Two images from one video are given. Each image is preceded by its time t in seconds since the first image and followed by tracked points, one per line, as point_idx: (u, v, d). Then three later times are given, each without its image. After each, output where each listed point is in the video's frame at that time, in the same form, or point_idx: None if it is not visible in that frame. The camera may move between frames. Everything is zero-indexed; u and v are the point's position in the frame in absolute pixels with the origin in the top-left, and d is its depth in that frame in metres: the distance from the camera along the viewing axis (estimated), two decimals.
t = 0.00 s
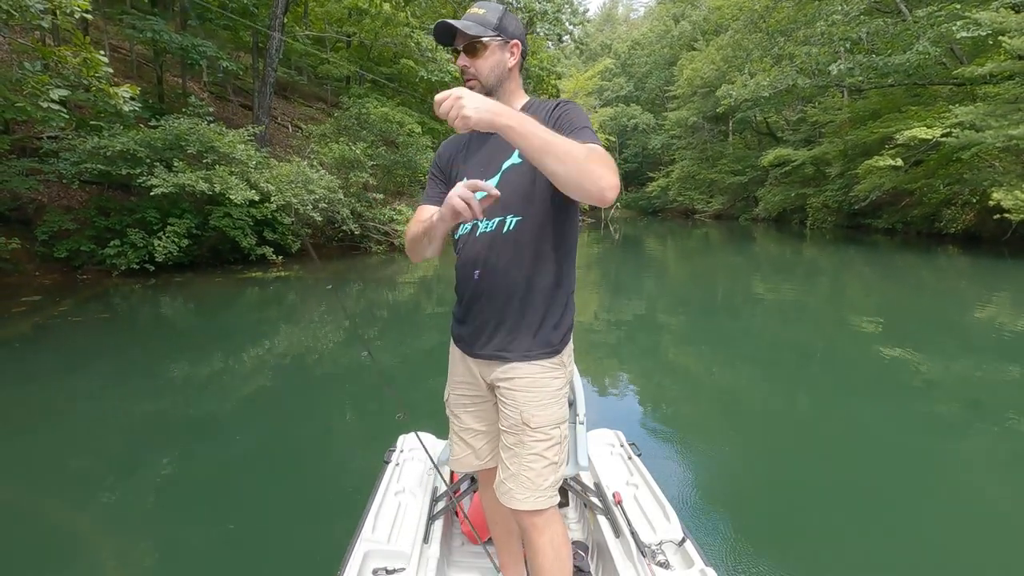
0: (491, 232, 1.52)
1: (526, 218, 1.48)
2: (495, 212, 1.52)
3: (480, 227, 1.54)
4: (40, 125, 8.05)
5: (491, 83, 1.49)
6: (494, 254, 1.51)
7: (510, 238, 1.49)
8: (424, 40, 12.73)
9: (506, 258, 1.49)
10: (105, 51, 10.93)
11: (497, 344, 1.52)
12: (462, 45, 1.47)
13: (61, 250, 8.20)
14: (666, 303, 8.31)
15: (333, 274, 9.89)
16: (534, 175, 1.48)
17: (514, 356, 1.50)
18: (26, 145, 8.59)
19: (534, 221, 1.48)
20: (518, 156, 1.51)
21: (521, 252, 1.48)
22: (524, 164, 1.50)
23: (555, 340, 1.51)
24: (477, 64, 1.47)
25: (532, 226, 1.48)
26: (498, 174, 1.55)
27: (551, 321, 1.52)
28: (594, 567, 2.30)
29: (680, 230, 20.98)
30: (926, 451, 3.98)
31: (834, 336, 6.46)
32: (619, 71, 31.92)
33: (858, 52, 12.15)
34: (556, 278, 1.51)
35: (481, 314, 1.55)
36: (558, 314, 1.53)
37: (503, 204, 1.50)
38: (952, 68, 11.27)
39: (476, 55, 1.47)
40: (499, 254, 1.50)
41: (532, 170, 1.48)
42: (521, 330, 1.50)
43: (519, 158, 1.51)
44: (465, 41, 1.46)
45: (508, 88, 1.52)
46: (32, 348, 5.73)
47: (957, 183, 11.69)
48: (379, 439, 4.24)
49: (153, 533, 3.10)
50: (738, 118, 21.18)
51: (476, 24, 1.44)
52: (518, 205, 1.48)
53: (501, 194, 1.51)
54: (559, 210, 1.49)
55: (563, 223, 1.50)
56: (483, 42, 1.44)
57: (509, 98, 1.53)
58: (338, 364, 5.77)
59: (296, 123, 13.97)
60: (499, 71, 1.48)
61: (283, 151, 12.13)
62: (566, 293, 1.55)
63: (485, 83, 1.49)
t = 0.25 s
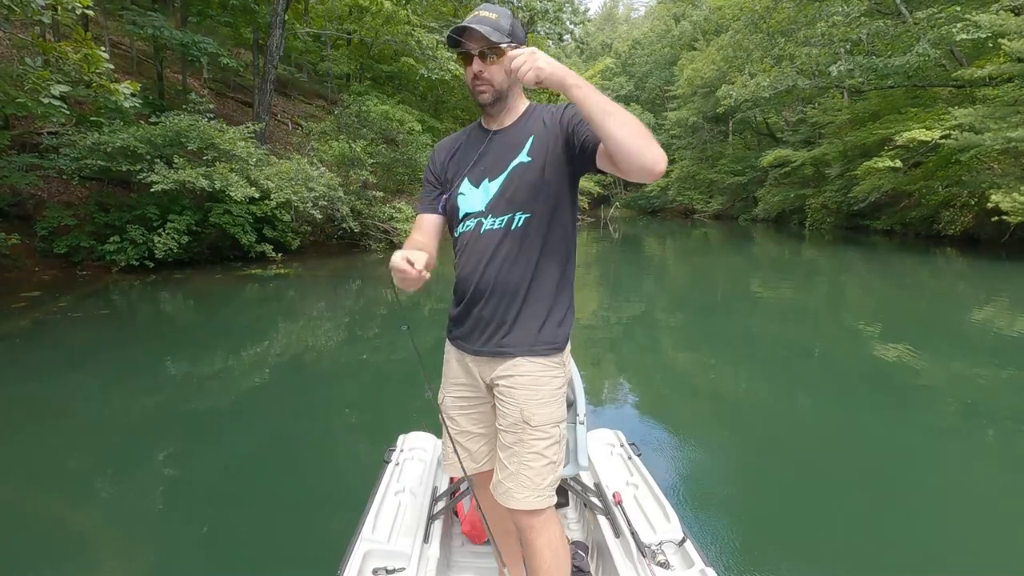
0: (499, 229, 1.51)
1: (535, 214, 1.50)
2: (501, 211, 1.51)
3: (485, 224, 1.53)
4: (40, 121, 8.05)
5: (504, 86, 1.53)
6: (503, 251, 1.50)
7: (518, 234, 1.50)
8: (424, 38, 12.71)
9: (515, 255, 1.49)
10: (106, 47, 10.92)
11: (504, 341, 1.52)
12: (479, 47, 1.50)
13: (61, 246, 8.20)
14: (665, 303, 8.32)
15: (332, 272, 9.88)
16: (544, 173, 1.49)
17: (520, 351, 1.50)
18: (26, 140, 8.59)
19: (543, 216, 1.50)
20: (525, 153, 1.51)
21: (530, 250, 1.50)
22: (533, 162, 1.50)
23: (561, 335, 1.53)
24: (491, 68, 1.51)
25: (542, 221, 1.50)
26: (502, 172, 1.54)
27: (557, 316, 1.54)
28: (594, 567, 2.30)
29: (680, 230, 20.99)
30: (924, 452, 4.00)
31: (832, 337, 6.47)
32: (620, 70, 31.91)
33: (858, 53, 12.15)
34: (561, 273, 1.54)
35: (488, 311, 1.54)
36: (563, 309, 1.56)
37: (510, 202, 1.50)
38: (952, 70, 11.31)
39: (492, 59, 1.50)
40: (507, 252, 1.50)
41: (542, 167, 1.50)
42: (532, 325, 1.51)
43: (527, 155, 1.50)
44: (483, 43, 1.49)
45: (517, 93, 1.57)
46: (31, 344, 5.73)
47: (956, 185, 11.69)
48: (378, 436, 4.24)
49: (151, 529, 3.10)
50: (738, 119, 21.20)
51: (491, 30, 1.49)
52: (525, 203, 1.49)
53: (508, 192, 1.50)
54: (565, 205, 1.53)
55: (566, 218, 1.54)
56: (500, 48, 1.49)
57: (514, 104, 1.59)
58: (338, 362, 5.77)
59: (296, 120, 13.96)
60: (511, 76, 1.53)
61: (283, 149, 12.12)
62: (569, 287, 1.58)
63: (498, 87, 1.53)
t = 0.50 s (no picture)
0: (500, 229, 1.52)
1: (536, 212, 1.52)
2: (503, 211, 1.52)
3: (487, 225, 1.53)
4: (40, 118, 8.04)
5: (503, 86, 1.53)
6: (507, 251, 1.51)
7: (519, 234, 1.51)
8: (424, 36, 12.70)
9: (521, 254, 1.51)
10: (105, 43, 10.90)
11: (505, 340, 1.53)
12: (480, 46, 1.49)
13: (60, 243, 8.19)
14: (664, 302, 8.33)
15: (331, 269, 9.88)
16: (548, 172, 1.53)
17: (518, 349, 1.51)
18: (26, 137, 8.58)
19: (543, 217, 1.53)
20: (527, 153, 1.52)
21: (534, 248, 1.52)
22: (535, 162, 1.52)
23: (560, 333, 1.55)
24: (491, 67, 1.51)
25: (543, 220, 1.53)
26: (504, 172, 1.53)
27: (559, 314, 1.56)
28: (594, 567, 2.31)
29: (679, 229, 20.99)
30: (922, 452, 4.01)
31: (830, 337, 6.47)
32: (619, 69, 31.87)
33: (858, 53, 12.15)
34: (560, 271, 1.57)
35: (490, 312, 1.54)
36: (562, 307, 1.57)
37: (511, 202, 1.51)
38: (951, 70, 11.36)
39: (494, 58, 1.50)
40: (511, 252, 1.51)
41: (542, 169, 1.53)
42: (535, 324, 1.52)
43: (529, 156, 1.52)
44: (484, 42, 1.49)
45: (512, 93, 1.58)
46: (31, 340, 5.73)
47: (955, 185, 11.70)
48: (378, 435, 4.25)
49: (151, 526, 3.11)
50: (737, 117, 21.20)
51: (491, 30, 1.49)
52: (528, 202, 1.51)
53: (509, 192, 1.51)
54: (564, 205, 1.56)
55: (563, 217, 1.58)
56: (501, 48, 1.50)
57: (510, 105, 1.58)
58: (337, 360, 5.78)
59: (295, 118, 13.95)
60: (508, 76, 1.54)
61: (283, 146, 12.12)
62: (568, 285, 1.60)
63: (497, 87, 1.52)
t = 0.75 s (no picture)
0: (511, 229, 1.53)
1: (545, 213, 1.55)
2: (513, 210, 1.53)
3: (497, 224, 1.53)
4: (41, 112, 8.03)
5: (504, 82, 1.54)
6: (519, 249, 1.53)
7: (530, 232, 1.53)
8: (426, 37, 12.73)
9: (533, 252, 1.54)
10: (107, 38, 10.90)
11: (516, 337, 1.55)
12: (483, 41, 1.50)
13: (59, 237, 8.18)
14: (662, 306, 8.34)
15: (330, 268, 9.88)
16: (557, 172, 1.57)
17: (527, 346, 1.54)
18: (26, 131, 8.57)
19: (552, 216, 1.56)
20: (536, 153, 1.55)
21: (545, 246, 1.55)
22: (544, 162, 1.55)
23: (565, 330, 1.59)
24: (495, 62, 1.51)
25: (552, 218, 1.56)
26: (514, 170, 1.54)
27: (563, 312, 1.60)
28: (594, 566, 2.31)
29: (678, 233, 21.02)
30: (919, 459, 4.02)
31: (828, 342, 6.49)
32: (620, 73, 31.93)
33: (858, 60, 12.19)
34: (565, 269, 1.62)
35: (501, 310, 1.56)
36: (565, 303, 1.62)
37: (522, 202, 1.53)
38: (950, 79, 11.34)
39: (498, 54, 1.51)
40: (524, 251, 1.53)
41: (550, 169, 1.56)
42: (546, 321, 1.56)
43: (539, 155, 1.55)
44: (489, 36, 1.50)
45: (512, 92, 1.59)
46: (28, 335, 5.72)
47: (952, 194, 11.73)
48: (375, 434, 4.25)
49: (148, 522, 3.10)
50: (737, 123, 21.26)
51: (495, 27, 1.50)
52: (539, 201, 1.53)
53: (520, 192, 1.52)
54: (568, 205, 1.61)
55: (568, 217, 1.62)
56: (504, 43, 1.51)
57: (510, 104, 1.59)
58: (335, 358, 5.78)
59: (296, 116, 13.95)
60: (509, 74, 1.56)
61: (283, 144, 12.12)
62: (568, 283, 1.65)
63: (498, 83, 1.53)
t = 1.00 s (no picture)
0: (514, 228, 1.54)
1: (548, 213, 1.56)
2: (516, 210, 1.54)
3: (501, 225, 1.54)
4: (43, 111, 8.05)
5: (509, 80, 1.55)
6: (523, 249, 1.53)
7: (534, 233, 1.54)
8: (427, 40, 12.77)
9: (537, 253, 1.55)
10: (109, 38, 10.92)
11: (520, 337, 1.55)
12: (491, 36, 1.51)
13: (60, 237, 8.19)
14: (661, 310, 8.36)
15: (329, 269, 9.89)
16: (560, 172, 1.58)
17: (531, 346, 1.54)
18: (28, 130, 8.58)
19: (555, 216, 1.57)
20: (540, 154, 1.57)
21: (549, 247, 1.57)
22: (548, 162, 1.56)
23: (567, 329, 1.60)
24: (502, 59, 1.53)
25: (556, 219, 1.58)
26: (518, 171, 1.55)
27: (565, 312, 1.61)
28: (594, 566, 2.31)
29: (677, 238, 21.06)
30: (916, 463, 4.03)
31: (826, 347, 6.50)
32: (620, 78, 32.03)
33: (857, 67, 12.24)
34: (569, 269, 1.63)
35: (505, 311, 1.56)
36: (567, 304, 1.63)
37: (526, 202, 1.54)
38: (949, 87, 11.34)
39: (505, 50, 1.53)
40: (528, 251, 1.54)
41: (553, 170, 1.57)
42: (549, 321, 1.56)
43: (543, 156, 1.56)
44: (498, 32, 1.51)
45: (517, 90, 1.60)
46: (28, 333, 5.72)
47: (950, 200, 11.75)
48: (373, 435, 4.25)
49: (147, 521, 3.10)
50: (736, 128, 21.33)
51: (501, 24, 1.52)
52: (543, 201, 1.54)
53: (524, 193, 1.53)
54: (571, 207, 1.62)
55: (570, 218, 1.63)
56: (512, 40, 1.53)
57: (515, 103, 1.60)
58: (334, 359, 5.78)
59: (296, 117, 13.98)
60: (516, 73, 1.57)
61: (284, 145, 12.15)
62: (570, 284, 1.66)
63: (504, 80, 1.54)
